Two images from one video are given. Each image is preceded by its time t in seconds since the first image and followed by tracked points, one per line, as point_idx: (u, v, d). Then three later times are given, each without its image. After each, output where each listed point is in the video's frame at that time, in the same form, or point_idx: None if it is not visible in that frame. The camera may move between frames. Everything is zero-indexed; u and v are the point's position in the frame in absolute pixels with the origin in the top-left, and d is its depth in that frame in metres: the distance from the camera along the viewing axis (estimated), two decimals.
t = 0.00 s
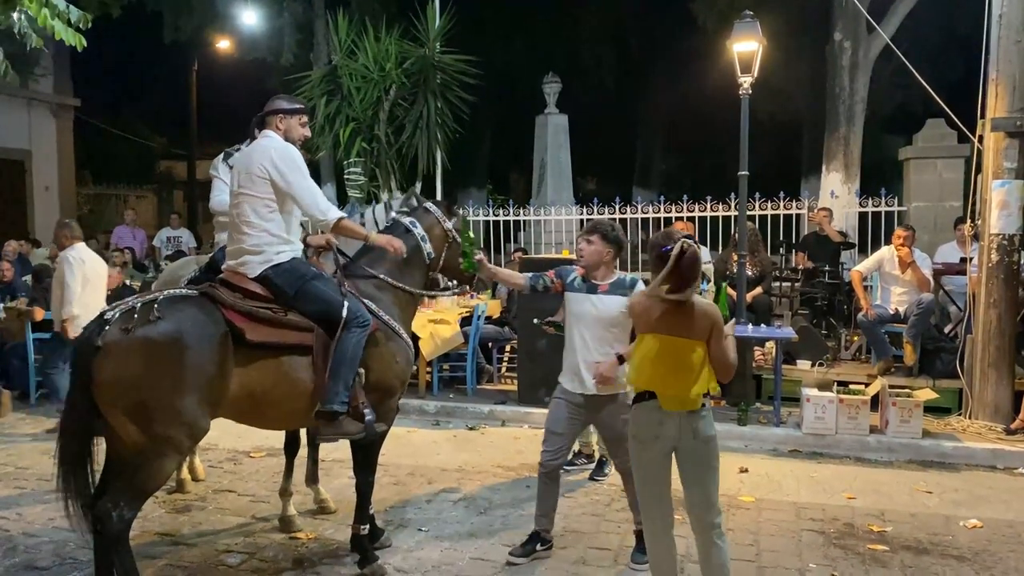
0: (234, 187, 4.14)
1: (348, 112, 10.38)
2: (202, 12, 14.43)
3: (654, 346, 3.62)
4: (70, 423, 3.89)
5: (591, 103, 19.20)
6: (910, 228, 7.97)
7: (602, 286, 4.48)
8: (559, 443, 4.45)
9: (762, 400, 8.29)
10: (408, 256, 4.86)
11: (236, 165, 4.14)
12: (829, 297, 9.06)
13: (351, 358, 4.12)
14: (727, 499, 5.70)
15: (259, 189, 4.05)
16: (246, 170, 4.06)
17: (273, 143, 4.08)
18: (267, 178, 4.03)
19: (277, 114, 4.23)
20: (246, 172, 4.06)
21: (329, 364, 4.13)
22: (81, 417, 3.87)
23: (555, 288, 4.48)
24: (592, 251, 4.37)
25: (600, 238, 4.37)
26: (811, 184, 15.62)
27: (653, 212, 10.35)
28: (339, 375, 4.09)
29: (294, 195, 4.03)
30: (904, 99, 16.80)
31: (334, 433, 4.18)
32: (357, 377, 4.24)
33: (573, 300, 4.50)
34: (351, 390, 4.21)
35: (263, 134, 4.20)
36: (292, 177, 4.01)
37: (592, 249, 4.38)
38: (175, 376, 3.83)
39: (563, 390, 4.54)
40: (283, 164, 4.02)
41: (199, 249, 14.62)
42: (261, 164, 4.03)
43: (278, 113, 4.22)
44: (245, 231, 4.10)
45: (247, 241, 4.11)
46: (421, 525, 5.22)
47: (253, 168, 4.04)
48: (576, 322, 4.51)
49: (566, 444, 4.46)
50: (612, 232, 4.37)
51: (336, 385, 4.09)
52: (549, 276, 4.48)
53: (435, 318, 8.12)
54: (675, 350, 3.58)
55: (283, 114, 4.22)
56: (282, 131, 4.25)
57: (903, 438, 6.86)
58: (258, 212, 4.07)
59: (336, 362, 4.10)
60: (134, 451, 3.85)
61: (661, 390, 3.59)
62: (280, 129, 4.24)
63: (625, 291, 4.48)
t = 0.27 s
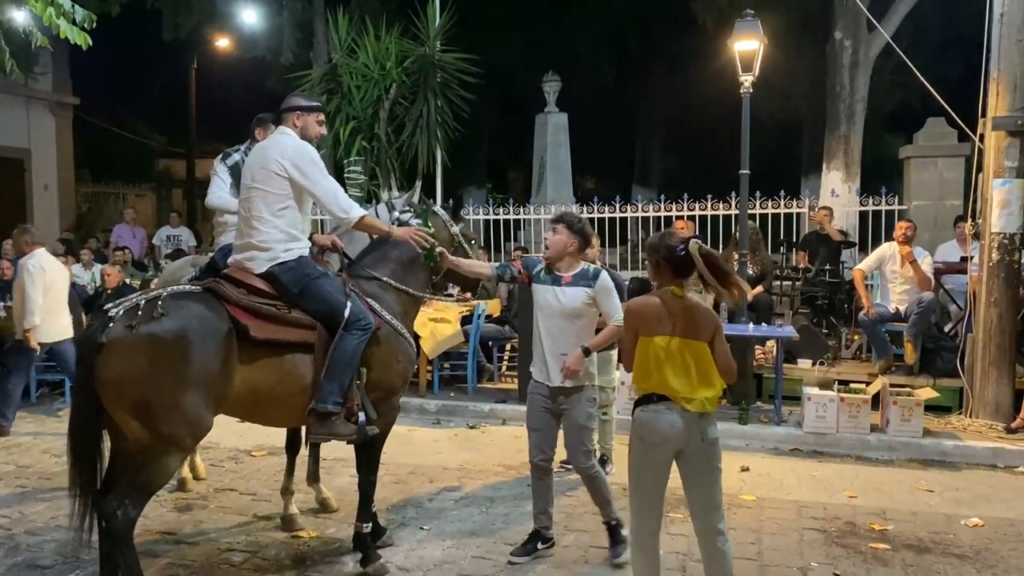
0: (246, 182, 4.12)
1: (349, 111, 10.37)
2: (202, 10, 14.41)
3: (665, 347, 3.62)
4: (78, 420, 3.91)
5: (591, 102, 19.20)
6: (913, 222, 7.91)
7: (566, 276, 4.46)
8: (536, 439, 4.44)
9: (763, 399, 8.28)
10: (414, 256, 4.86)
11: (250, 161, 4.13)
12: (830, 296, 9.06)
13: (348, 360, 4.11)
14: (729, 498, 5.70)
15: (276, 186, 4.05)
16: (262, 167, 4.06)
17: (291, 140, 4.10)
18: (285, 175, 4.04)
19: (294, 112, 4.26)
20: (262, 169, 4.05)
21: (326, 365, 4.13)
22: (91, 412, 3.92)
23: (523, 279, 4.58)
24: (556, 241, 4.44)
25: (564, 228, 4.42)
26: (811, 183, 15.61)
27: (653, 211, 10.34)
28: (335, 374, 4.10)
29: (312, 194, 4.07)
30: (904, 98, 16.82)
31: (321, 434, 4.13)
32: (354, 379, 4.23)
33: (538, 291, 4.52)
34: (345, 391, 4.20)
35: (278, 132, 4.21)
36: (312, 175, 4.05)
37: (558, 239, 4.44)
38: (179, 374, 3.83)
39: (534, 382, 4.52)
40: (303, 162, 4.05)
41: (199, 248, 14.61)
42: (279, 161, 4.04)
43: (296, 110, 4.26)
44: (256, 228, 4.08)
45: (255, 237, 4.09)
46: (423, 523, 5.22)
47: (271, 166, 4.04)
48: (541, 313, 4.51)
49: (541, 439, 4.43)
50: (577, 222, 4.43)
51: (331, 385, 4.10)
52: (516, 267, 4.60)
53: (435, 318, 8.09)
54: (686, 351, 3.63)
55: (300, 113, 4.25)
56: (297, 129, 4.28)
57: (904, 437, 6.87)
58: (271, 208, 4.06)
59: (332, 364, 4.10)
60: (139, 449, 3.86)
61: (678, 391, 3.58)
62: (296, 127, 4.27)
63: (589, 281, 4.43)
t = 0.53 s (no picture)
0: (252, 183, 4.13)
1: (350, 110, 10.38)
2: (202, 9, 14.40)
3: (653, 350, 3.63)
4: (81, 420, 3.89)
5: (592, 101, 19.19)
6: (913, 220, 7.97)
7: (548, 275, 4.48)
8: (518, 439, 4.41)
9: (764, 398, 8.28)
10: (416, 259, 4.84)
11: (258, 162, 4.14)
12: (832, 295, 9.06)
13: (347, 364, 4.09)
14: (729, 497, 5.71)
15: (282, 189, 4.06)
16: (270, 169, 4.06)
17: (301, 145, 4.11)
18: (292, 178, 4.04)
19: (306, 115, 4.27)
20: (270, 171, 4.06)
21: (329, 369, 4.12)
22: (94, 416, 3.88)
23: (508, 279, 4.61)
24: (538, 239, 4.40)
25: (546, 225, 4.39)
26: (812, 182, 15.61)
27: (653, 210, 10.33)
28: (334, 379, 4.08)
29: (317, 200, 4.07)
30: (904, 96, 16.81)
31: (323, 436, 4.15)
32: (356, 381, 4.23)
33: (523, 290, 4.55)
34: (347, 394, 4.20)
35: (288, 134, 4.22)
36: (318, 182, 4.05)
37: (540, 238, 4.41)
38: (182, 376, 3.83)
39: (524, 382, 4.53)
40: (310, 168, 4.05)
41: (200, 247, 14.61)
42: (287, 164, 4.05)
43: (308, 113, 4.27)
44: (258, 230, 4.08)
45: (257, 239, 4.09)
46: (424, 522, 5.22)
47: (278, 169, 4.05)
48: (526, 313, 4.53)
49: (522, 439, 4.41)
50: (557, 219, 4.41)
51: (331, 388, 4.09)
52: (502, 267, 4.60)
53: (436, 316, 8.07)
54: (666, 350, 3.62)
55: (312, 117, 4.27)
56: (307, 133, 4.29)
57: (904, 436, 6.87)
58: (275, 211, 4.07)
59: (333, 367, 4.09)
60: (142, 449, 3.86)
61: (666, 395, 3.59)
62: (307, 130, 4.29)
63: (570, 279, 4.45)
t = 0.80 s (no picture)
0: (258, 179, 4.14)
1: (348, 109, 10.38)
2: (200, 8, 14.38)
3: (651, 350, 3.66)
4: (78, 419, 3.88)
5: (591, 100, 19.19)
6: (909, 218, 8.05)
7: (533, 273, 4.54)
8: (502, 437, 4.46)
9: (763, 398, 8.29)
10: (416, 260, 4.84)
11: (266, 160, 4.14)
12: (830, 295, 9.09)
13: (352, 361, 4.11)
14: (728, 496, 5.71)
15: (285, 189, 4.06)
16: (276, 168, 4.07)
17: (309, 147, 4.10)
18: (296, 180, 4.04)
19: (319, 117, 4.27)
20: (275, 169, 4.06)
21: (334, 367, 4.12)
22: (91, 414, 3.87)
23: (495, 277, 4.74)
24: (524, 237, 4.45)
25: (532, 223, 4.42)
26: (811, 181, 15.62)
27: (651, 209, 10.34)
28: (340, 376, 4.08)
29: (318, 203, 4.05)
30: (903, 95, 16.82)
31: (330, 436, 4.13)
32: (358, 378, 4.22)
33: (510, 288, 4.60)
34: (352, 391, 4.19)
35: (300, 134, 4.22)
36: (320, 185, 4.02)
37: (525, 236, 4.45)
38: (180, 373, 3.83)
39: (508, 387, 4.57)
40: (316, 171, 4.04)
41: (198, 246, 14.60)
42: (293, 165, 4.04)
43: (319, 114, 4.26)
44: (258, 228, 4.09)
45: (257, 237, 4.09)
46: (423, 522, 5.21)
47: (284, 169, 4.05)
48: (512, 312, 4.58)
49: (507, 437, 4.47)
50: (544, 218, 4.41)
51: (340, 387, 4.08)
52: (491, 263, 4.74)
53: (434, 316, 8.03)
54: (665, 354, 3.67)
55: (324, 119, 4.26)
56: (319, 135, 4.29)
57: (903, 435, 6.87)
58: (276, 210, 4.06)
59: (338, 365, 4.09)
60: (140, 447, 3.86)
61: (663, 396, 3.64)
62: (319, 132, 4.29)
63: (554, 277, 4.49)
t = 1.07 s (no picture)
0: (267, 175, 4.12)
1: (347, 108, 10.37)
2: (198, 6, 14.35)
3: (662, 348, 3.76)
4: (75, 417, 3.90)
5: (589, 99, 19.17)
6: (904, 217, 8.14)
7: (514, 272, 4.56)
8: (493, 437, 4.48)
9: (761, 397, 8.29)
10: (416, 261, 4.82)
11: (278, 157, 4.12)
12: (828, 293, 9.08)
13: (346, 362, 4.06)
14: (726, 495, 5.70)
15: (295, 189, 4.06)
16: (288, 167, 4.06)
17: (324, 150, 4.10)
18: (309, 182, 4.04)
19: (336, 121, 4.24)
20: (287, 168, 4.05)
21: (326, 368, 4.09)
22: (87, 412, 3.88)
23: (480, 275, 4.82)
24: (506, 236, 4.48)
25: (513, 222, 4.46)
26: (809, 180, 15.62)
27: (650, 208, 10.32)
28: (329, 378, 4.05)
29: (328, 207, 4.07)
30: (902, 94, 16.83)
31: (320, 437, 4.14)
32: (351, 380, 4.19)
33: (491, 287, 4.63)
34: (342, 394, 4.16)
35: (315, 135, 4.21)
36: (332, 190, 4.04)
37: (506, 235, 4.49)
38: (175, 371, 3.82)
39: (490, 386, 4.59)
40: (330, 174, 4.05)
41: (196, 245, 14.58)
42: (305, 166, 4.04)
43: (337, 119, 4.23)
44: (262, 224, 4.08)
45: (260, 232, 4.09)
46: (421, 521, 5.20)
47: (297, 170, 4.04)
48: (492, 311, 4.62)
49: (499, 437, 4.47)
50: (525, 217, 4.45)
51: (329, 388, 4.06)
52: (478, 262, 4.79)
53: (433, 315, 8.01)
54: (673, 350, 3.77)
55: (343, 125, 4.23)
56: (336, 139, 4.26)
57: (901, 434, 6.87)
58: (283, 209, 4.07)
59: (330, 365, 4.06)
60: (136, 446, 3.86)
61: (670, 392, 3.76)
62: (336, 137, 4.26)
63: (533, 275, 4.49)
